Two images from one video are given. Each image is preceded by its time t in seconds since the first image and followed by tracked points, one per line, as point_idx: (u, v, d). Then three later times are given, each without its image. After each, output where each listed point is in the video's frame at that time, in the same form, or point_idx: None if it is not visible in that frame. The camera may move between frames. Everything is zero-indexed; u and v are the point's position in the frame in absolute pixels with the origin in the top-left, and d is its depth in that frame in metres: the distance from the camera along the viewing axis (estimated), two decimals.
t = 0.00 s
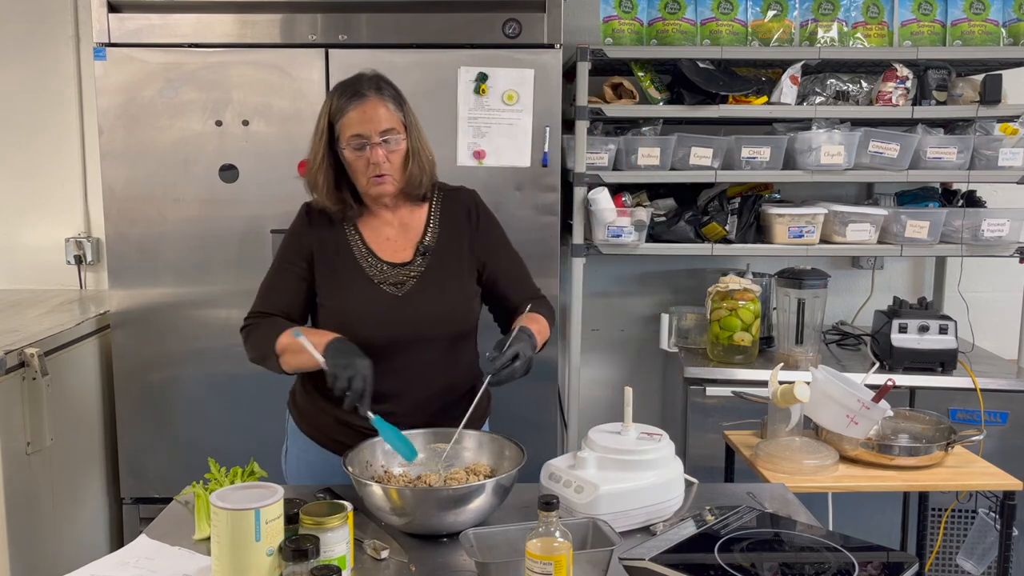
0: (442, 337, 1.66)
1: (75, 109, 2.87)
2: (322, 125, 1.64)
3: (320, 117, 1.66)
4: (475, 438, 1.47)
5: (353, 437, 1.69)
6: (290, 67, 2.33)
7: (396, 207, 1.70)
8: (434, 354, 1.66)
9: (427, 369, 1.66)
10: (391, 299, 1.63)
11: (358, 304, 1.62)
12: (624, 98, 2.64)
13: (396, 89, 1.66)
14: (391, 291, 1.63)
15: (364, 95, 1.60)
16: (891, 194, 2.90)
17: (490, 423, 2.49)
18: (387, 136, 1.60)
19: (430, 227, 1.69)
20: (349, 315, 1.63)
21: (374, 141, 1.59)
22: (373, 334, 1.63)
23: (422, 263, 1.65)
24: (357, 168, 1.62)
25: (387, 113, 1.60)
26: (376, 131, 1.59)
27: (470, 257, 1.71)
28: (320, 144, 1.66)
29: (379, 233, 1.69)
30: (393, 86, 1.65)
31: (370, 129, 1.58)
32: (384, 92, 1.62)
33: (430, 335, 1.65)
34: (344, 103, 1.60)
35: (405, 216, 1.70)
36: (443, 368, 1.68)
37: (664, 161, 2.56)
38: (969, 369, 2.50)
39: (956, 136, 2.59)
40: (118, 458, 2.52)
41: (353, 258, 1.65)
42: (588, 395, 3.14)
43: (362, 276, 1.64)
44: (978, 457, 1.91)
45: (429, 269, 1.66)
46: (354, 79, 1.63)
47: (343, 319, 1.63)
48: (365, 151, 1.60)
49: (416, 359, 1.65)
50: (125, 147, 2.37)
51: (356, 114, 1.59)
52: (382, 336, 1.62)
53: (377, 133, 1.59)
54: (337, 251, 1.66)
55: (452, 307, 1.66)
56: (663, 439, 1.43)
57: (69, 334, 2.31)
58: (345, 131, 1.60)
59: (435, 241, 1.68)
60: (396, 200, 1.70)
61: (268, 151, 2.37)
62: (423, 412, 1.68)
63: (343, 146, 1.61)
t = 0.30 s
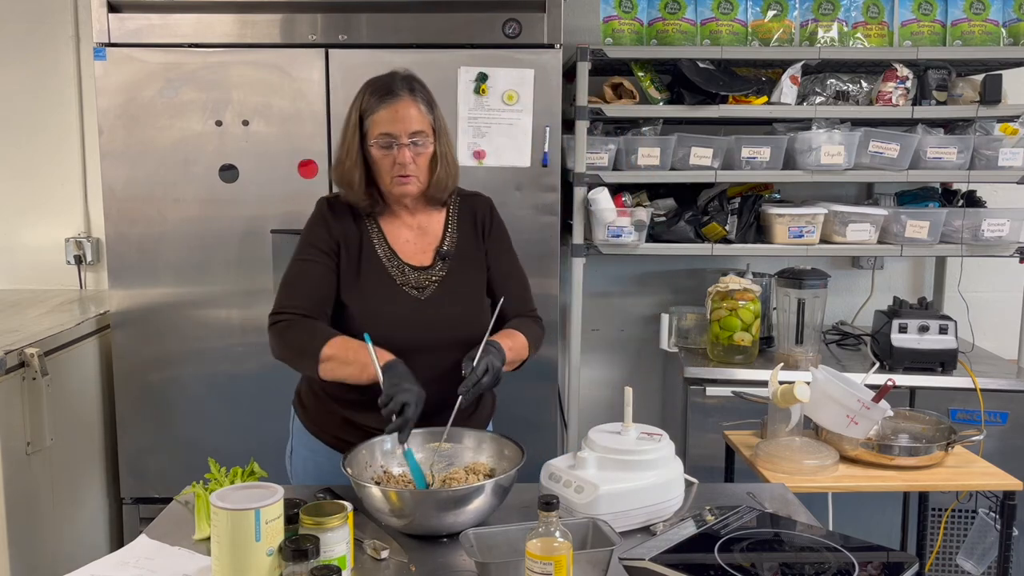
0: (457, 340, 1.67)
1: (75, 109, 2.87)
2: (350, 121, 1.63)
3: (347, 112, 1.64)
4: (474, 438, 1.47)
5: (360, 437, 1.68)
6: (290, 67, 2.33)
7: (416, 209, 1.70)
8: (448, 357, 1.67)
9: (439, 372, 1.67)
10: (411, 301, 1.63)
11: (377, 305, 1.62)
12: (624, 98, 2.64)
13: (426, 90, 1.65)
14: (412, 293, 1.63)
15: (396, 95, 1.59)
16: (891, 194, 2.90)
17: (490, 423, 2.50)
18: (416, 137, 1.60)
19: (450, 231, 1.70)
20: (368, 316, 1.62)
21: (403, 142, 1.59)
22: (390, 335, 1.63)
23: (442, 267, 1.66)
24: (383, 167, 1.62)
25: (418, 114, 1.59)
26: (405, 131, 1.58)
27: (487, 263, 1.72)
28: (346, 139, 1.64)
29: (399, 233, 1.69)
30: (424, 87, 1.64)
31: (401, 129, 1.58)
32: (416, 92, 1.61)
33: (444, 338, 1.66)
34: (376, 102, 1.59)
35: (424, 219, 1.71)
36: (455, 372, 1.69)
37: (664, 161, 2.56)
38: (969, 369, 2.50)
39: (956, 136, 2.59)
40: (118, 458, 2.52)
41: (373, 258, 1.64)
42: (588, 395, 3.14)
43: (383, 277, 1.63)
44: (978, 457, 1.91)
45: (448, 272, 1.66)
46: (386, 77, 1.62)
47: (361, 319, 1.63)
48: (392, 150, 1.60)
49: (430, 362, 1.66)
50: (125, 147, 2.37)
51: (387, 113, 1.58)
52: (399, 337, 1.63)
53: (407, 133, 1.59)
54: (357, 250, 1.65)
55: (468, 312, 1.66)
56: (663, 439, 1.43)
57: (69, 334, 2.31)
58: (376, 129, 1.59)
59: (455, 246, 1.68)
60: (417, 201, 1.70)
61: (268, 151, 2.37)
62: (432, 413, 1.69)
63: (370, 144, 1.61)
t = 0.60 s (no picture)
0: (460, 341, 1.66)
1: (75, 108, 2.87)
2: (355, 119, 1.63)
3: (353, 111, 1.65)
4: (474, 438, 1.47)
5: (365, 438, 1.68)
6: (290, 67, 2.33)
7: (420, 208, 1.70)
8: (451, 358, 1.66)
9: (442, 373, 1.66)
10: (413, 300, 1.63)
11: (380, 304, 1.62)
12: (624, 98, 2.64)
13: (431, 89, 1.65)
14: (415, 292, 1.63)
15: (402, 93, 1.59)
16: (891, 194, 2.90)
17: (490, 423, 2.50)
18: (421, 135, 1.59)
19: (453, 231, 1.70)
20: (370, 315, 1.62)
21: (408, 140, 1.58)
22: (393, 335, 1.62)
23: (445, 267, 1.66)
24: (388, 165, 1.62)
25: (423, 112, 1.59)
26: (410, 129, 1.58)
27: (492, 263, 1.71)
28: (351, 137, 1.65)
29: (403, 232, 1.69)
30: (429, 86, 1.64)
31: (407, 128, 1.58)
32: (421, 91, 1.61)
33: (448, 339, 1.65)
34: (381, 100, 1.59)
35: (428, 219, 1.71)
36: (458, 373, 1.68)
37: (664, 161, 2.56)
38: (969, 369, 2.50)
39: (956, 136, 2.59)
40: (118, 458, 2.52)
41: (376, 258, 1.65)
42: (588, 395, 3.14)
43: (385, 276, 1.64)
44: (978, 457, 1.91)
45: (452, 272, 1.66)
46: (393, 76, 1.62)
47: (363, 318, 1.63)
48: (398, 147, 1.59)
49: (433, 363, 1.65)
50: (125, 147, 2.37)
51: (392, 111, 1.58)
52: (402, 337, 1.62)
53: (412, 131, 1.58)
54: (361, 250, 1.65)
55: (471, 312, 1.66)
56: (663, 439, 1.43)
57: (69, 334, 2.31)
58: (381, 127, 1.59)
59: (459, 246, 1.68)
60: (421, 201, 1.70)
61: (268, 151, 2.37)
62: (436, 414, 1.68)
63: (376, 142, 1.60)
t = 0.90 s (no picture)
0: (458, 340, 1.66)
1: (75, 109, 2.87)
2: (344, 123, 1.63)
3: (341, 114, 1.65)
4: (475, 438, 1.48)
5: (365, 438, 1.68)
6: (290, 67, 2.33)
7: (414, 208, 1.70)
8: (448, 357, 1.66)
9: (440, 372, 1.66)
10: (408, 302, 1.63)
11: (375, 306, 1.63)
12: (624, 98, 2.64)
13: (419, 90, 1.64)
14: (409, 293, 1.63)
15: (388, 96, 1.58)
16: (891, 194, 2.90)
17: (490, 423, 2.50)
18: (410, 138, 1.59)
19: (447, 229, 1.69)
20: (366, 318, 1.63)
21: (396, 144, 1.58)
22: (389, 336, 1.62)
23: (439, 267, 1.65)
24: (378, 169, 1.61)
25: (411, 115, 1.58)
26: (398, 133, 1.57)
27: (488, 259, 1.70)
28: (341, 141, 1.65)
29: (397, 234, 1.69)
30: (417, 87, 1.63)
31: (394, 132, 1.57)
32: (408, 93, 1.60)
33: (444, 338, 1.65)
34: (368, 104, 1.59)
35: (422, 219, 1.71)
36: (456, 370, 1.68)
37: (665, 161, 2.56)
38: (969, 369, 2.50)
39: (956, 136, 2.59)
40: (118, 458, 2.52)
41: (371, 260, 1.65)
42: (588, 395, 3.14)
43: (380, 278, 1.64)
44: (978, 457, 1.91)
45: (447, 272, 1.66)
46: (379, 78, 1.61)
47: (359, 320, 1.63)
48: (387, 152, 1.59)
49: (431, 362, 1.65)
50: (125, 147, 2.37)
51: (379, 115, 1.57)
52: (398, 338, 1.63)
53: (400, 134, 1.57)
54: (355, 252, 1.66)
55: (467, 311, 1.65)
56: (663, 439, 1.43)
57: (69, 334, 2.31)
58: (368, 132, 1.59)
59: (453, 245, 1.67)
60: (415, 201, 1.70)
61: (268, 151, 2.37)
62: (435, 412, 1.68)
63: (365, 146, 1.60)
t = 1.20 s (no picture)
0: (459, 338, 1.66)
1: (75, 109, 2.87)
2: (335, 125, 1.63)
3: (333, 117, 1.65)
4: (475, 438, 1.48)
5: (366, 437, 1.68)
6: (290, 67, 2.33)
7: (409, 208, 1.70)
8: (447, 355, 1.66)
9: (440, 370, 1.66)
10: (406, 301, 1.63)
11: (373, 306, 1.63)
12: (624, 98, 2.64)
13: (409, 89, 1.64)
14: (407, 293, 1.63)
15: (378, 97, 1.58)
16: (891, 194, 2.90)
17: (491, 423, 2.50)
18: (402, 138, 1.59)
19: (443, 227, 1.69)
20: (364, 318, 1.63)
21: (388, 144, 1.57)
22: (388, 335, 1.62)
23: (437, 265, 1.65)
24: (371, 170, 1.61)
25: (402, 115, 1.58)
26: (390, 133, 1.57)
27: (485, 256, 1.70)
28: (333, 143, 1.65)
29: (394, 234, 1.69)
30: (407, 86, 1.63)
31: (385, 132, 1.57)
32: (398, 93, 1.60)
33: (443, 336, 1.65)
34: (358, 105, 1.58)
35: (418, 218, 1.71)
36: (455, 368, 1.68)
37: (665, 161, 2.56)
38: (969, 369, 2.50)
39: (956, 136, 2.59)
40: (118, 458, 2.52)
41: (368, 261, 1.65)
42: (588, 395, 3.14)
43: (377, 278, 1.64)
44: (978, 457, 1.91)
45: (444, 270, 1.66)
46: (369, 79, 1.61)
47: (357, 320, 1.63)
48: (380, 153, 1.59)
49: (430, 360, 1.65)
50: (125, 147, 2.37)
51: (370, 116, 1.57)
52: (396, 338, 1.62)
53: (392, 135, 1.57)
54: (352, 253, 1.66)
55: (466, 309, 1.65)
56: (663, 439, 1.43)
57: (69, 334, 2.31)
58: (359, 133, 1.59)
59: (449, 243, 1.68)
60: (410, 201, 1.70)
61: (267, 151, 2.37)
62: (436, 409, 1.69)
63: (357, 148, 1.59)
